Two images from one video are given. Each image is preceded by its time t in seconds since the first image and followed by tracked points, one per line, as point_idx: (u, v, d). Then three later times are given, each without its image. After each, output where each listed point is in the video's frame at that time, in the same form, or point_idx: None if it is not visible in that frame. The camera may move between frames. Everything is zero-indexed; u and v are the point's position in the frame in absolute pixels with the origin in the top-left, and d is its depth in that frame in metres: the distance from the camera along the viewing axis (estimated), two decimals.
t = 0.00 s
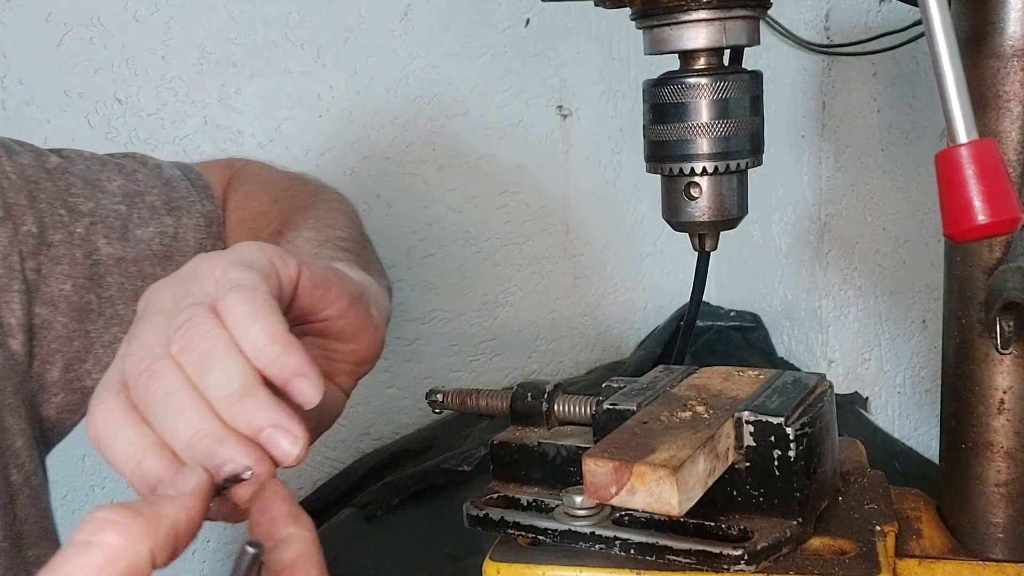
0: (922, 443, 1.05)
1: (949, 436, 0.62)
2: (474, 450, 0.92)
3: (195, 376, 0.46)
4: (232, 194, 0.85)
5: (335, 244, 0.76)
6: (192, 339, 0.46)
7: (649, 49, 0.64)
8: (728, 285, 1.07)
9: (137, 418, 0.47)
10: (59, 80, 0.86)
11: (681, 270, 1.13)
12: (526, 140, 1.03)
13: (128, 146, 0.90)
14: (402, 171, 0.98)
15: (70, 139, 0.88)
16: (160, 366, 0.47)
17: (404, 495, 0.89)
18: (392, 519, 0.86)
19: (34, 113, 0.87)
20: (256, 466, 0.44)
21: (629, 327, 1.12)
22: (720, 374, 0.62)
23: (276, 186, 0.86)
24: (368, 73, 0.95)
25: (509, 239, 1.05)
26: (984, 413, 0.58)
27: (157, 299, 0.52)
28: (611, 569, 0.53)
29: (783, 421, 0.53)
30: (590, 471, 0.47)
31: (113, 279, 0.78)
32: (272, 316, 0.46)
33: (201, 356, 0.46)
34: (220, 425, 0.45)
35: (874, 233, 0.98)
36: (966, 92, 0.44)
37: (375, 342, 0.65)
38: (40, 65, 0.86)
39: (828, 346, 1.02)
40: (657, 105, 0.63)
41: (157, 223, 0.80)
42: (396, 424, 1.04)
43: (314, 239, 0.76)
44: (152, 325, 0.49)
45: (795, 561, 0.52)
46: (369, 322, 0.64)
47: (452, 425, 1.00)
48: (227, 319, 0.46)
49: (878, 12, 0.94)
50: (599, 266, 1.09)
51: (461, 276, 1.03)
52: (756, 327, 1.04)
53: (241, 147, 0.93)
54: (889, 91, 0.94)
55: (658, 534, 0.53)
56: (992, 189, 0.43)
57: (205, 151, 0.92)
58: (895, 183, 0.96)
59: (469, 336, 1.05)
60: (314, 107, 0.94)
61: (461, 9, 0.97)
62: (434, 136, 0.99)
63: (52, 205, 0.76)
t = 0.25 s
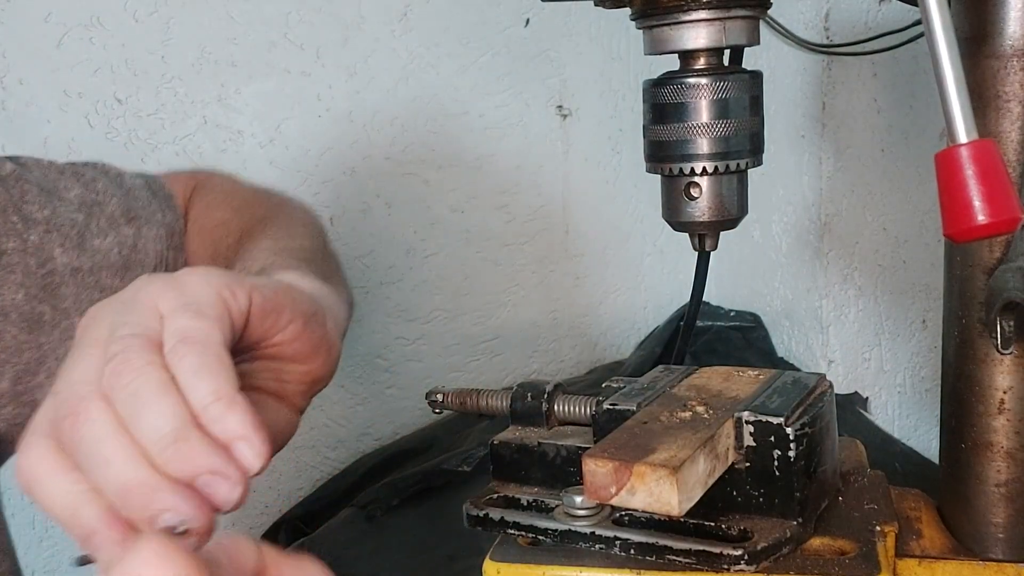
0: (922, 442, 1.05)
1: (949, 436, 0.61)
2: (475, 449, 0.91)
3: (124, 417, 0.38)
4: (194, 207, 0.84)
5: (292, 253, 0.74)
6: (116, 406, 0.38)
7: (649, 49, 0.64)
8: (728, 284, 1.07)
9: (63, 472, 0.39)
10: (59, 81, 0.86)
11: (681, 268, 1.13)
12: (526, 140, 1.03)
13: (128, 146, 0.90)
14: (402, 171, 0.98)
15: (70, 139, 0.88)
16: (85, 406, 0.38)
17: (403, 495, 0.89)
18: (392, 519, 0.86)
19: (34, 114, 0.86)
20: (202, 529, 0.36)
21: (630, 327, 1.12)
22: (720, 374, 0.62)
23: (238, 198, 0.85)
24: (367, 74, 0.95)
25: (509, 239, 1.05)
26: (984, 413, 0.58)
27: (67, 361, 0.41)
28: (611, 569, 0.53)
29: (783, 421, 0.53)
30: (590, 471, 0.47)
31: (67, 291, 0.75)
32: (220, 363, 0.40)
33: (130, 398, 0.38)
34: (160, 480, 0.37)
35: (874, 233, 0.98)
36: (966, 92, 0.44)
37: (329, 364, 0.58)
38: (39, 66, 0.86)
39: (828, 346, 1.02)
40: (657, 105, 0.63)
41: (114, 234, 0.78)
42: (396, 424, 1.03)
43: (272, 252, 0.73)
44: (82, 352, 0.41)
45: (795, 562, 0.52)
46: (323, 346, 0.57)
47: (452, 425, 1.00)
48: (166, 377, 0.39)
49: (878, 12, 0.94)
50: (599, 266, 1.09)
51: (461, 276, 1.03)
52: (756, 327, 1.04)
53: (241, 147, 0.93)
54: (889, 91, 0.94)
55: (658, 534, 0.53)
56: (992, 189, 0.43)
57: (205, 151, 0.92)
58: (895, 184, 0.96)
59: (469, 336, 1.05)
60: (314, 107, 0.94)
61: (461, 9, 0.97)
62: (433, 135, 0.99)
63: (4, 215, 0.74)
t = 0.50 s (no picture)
0: (922, 441, 1.05)
1: (949, 436, 0.61)
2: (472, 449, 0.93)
3: (119, 437, 0.44)
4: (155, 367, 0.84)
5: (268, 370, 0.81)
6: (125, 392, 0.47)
7: (649, 49, 0.64)
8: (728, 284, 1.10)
9: (36, 489, 0.44)
10: (60, 81, 0.85)
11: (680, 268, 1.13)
12: (525, 141, 1.03)
13: (128, 146, 0.88)
14: (402, 171, 0.98)
15: (69, 139, 0.86)
16: (69, 413, 0.45)
17: (404, 495, 0.89)
18: (392, 518, 0.86)
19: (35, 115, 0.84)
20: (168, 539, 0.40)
21: (630, 327, 1.12)
22: (720, 374, 0.62)
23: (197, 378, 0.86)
24: (367, 74, 0.95)
25: (509, 240, 1.05)
26: (984, 413, 0.58)
27: (44, 386, 0.47)
28: (611, 568, 0.53)
29: (783, 421, 0.53)
30: (590, 471, 0.47)
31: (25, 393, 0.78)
32: (222, 383, 0.50)
33: (128, 417, 0.45)
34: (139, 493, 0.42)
35: (874, 233, 0.98)
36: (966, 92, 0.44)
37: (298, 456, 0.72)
38: (39, 66, 0.84)
39: (828, 346, 1.01)
40: (657, 105, 0.63)
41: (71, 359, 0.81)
42: (397, 424, 1.03)
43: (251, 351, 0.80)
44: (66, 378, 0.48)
45: (795, 561, 0.52)
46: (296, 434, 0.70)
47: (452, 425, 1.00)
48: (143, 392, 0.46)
49: (878, 12, 0.94)
50: (599, 266, 1.09)
51: (461, 276, 1.03)
52: (756, 326, 1.05)
53: (241, 147, 0.92)
54: (889, 91, 0.94)
55: (658, 534, 0.53)
56: (992, 189, 0.43)
57: (205, 152, 0.91)
58: (895, 184, 0.96)
59: (470, 335, 1.05)
60: (313, 107, 0.94)
61: (461, 9, 0.98)
62: (433, 136, 0.99)
63: None
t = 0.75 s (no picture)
0: (922, 441, 1.05)
1: (949, 435, 0.61)
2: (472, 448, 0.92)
3: (226, 464, 0.43)
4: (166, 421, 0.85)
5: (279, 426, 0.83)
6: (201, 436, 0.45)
7: (649, 49, 0.64)
8: (728, 283, 1.12)
9: (104, 468, 0.42)
10: (60, 80, 0.85)
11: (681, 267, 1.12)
12: (526, 141, 1.03)
13: (128, 146, 0.88)
14: (402, 171, 0.99)
15: (70, 139, 0.86)
16: (165, 418, 0.44)
17: (404, 495, 0.89)
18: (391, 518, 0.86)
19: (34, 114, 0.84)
20: None
21: (630, 327, 1.12)
22: (720, 374, 0.62)
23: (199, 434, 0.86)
24: (368, 74, 0.95)
25: (509, 240, 1.05)
26: (983, 412, 0.58)
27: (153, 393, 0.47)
28: (611, 568, 0.53)
29: (783, 421, 0.53)
30: (590, 471, 0.47)
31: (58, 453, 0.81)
32: (319, 459, 0.50)
33: (240, 451, 0.44)
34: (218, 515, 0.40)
35: (874, 232, 0.98)
36: (966, 92, 0.44)
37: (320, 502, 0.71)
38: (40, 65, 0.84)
39: (828, 346, 1.01)
40: (657, 105, 0.63)
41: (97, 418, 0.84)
42: (397, 423, 1.03)
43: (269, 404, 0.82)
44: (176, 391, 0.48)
45: (795, 561, 0.52)
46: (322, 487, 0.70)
47: (452, 425, 1.00)
48: (250, 434, 0.46)
49: (878, 11, 0.93)
50: (599, 266, 1.09)
51: (462, 276, 1.03)
52: (756, 325, 1.06)
53: (241, 147, 0.92)
54: (889, 91, 0.94)
55: (657, 534, 0.54)
56: (991, 189, 0.43)
57: (205, 152, 0.91)
58: (895, 184, 0.96)
59: (470, 335, 1.05)
60: (313, 107, 0.94)
61: (461, 9, 0.98)
62: (433, 135, 0.99)
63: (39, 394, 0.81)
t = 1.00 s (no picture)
0: (922, 441, 1.05)
1: (949, 435, 0.61)
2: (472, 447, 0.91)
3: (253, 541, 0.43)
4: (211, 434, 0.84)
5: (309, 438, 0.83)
6: (273, 516, 0.45)
7: (649, 49, 0.64)
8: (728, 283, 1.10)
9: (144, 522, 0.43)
10: (60, 80, 0.85)
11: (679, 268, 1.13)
12: (526, 140, 1.03)
13: (128, 146, 0.88)
14: (402, 171, 0.99)
15: (69, 139, 0.86)
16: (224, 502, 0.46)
17: (404, 493, 0.90)
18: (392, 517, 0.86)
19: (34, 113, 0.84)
20: None
21: (630, 327, 1.12)
22: (720, 373, 0.62)
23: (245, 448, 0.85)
24: (368, 74, 0.95)
25: (509, 240, 1.05)
26: (983, 412, 0.58)
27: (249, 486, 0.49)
28: (611, 568, 0.53)
29: (783, 420, 0.53)
30: (590, 471, 0.47)
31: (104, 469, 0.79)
32: None
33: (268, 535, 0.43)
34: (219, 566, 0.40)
35: (875, 232, 0.97)
36: (966, 91, 0.44)
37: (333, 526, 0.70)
38: (39, 65, 0.84)
39: (828, 346, 1.02)
40: (657, 105, 0.63)
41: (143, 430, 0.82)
42: (397, 423, 1.03)
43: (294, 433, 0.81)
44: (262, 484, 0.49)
45: (795, 561, 0.52)
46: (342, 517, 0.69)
47: (452, 425, 1.00)
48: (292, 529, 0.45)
49: (879, 11, 0.93)
50: (599, 265, 1.09)
51: (462, 276, 1.03)
52: (756, 325, 1.05)
53: (241, 146, 0.92)
54: (889, 91, 0.94)
55: (657, 534, 0.54)
56: (991, 190, 0.43)
57: (205, 152, 0.91)
58: (896, 183, 0.96)
59: (470, 335, 1.05)
60: (313, 107, 0.94)
61: (461, 9, 0.98)
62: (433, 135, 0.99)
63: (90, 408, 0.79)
